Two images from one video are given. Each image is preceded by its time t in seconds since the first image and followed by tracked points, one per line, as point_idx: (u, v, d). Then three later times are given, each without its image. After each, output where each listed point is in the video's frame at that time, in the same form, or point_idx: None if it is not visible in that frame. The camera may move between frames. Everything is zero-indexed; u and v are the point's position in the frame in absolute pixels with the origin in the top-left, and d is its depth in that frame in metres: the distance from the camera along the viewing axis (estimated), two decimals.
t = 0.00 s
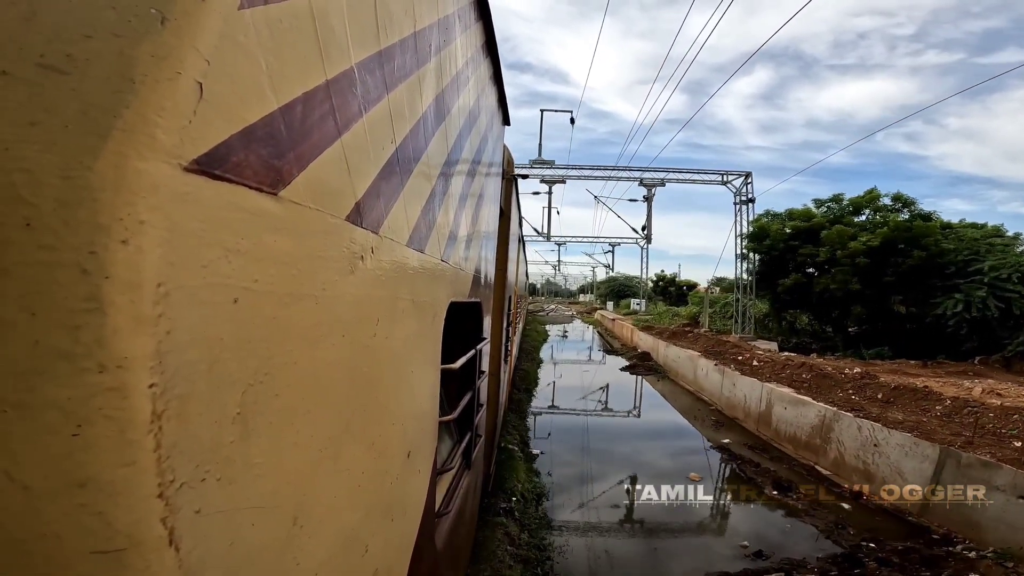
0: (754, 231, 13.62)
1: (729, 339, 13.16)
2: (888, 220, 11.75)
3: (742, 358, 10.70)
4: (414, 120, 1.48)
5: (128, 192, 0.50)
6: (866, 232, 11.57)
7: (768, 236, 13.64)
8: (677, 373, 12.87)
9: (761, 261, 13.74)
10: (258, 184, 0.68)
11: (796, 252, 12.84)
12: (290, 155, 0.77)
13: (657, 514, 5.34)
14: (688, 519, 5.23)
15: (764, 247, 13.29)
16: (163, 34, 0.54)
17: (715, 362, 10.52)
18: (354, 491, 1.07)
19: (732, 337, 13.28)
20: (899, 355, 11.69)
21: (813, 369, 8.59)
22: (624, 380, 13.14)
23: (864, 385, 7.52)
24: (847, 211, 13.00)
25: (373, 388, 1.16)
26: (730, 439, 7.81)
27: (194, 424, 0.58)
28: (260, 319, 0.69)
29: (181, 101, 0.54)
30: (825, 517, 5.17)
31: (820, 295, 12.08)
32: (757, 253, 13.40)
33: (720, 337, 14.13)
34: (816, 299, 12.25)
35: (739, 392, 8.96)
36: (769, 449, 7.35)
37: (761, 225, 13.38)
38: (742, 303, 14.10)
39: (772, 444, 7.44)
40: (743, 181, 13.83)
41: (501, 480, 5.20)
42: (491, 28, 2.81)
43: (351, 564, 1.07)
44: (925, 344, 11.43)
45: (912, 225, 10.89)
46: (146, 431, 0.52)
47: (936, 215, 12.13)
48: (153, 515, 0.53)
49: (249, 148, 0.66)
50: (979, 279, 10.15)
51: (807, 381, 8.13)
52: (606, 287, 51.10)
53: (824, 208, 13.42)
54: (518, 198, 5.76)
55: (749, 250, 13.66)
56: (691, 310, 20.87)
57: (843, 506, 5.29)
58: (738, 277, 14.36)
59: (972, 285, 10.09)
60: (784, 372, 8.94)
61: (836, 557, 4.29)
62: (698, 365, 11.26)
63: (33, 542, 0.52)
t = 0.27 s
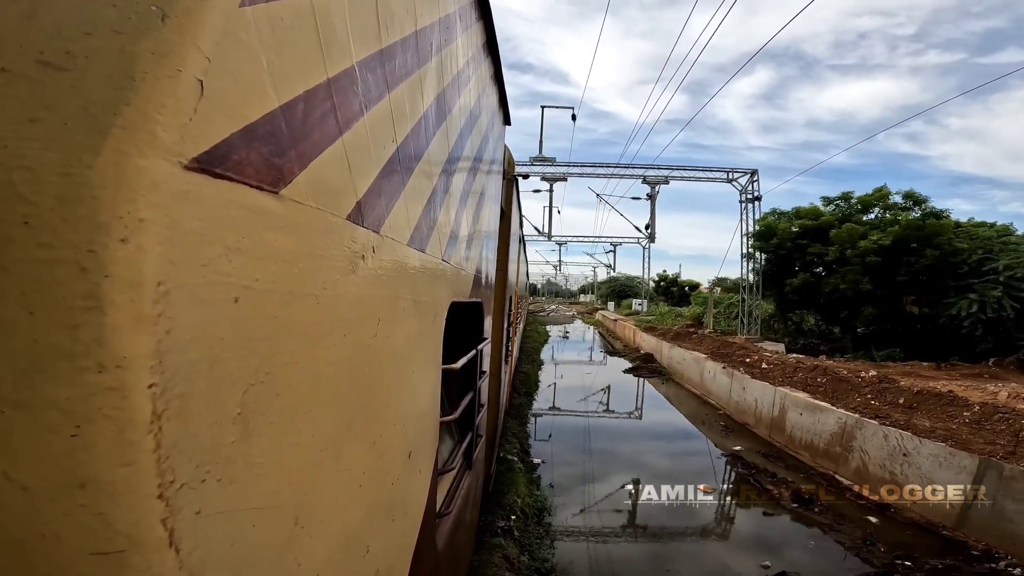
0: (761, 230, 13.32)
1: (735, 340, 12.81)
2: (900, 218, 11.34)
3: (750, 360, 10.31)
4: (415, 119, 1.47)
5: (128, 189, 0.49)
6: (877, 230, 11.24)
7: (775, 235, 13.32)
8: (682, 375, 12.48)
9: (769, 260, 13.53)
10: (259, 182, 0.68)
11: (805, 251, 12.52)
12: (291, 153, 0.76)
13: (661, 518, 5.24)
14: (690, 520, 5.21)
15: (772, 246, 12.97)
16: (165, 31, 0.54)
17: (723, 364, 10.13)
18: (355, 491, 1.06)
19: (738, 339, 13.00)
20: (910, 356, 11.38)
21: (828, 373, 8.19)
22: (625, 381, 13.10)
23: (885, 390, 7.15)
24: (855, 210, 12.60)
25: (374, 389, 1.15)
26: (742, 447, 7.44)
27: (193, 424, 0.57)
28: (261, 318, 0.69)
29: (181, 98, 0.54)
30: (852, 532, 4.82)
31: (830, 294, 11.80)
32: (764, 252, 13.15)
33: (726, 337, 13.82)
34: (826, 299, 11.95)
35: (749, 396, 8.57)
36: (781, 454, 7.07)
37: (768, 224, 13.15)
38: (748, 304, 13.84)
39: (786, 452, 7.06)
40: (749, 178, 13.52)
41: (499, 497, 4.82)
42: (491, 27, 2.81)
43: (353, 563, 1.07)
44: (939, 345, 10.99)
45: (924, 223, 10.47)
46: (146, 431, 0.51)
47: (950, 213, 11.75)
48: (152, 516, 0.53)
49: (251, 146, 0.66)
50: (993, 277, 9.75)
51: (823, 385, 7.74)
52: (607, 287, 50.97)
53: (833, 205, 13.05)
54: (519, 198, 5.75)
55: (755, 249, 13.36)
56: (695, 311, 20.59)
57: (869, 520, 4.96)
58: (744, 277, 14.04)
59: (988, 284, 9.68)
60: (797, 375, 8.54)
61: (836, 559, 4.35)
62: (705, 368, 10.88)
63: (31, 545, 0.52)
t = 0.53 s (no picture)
0: (769, 228, 12.95)
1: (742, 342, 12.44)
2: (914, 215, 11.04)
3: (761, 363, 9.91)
4: (414, 117, 1.47)
5: (122, 182, 0.50)
6: (890, 228, 10.90)
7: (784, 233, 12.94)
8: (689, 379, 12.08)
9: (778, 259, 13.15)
10: (256, 176, 0.68)
11: (815, 250, 12.15)
12: (288, 148, 0.76)
13: (665, 523, 5.14)
14: (694, 523, 5.17)
15: (781, 245, 12.58)
16: (161, 25, 0.54)
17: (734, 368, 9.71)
18: (353, 488, 1.06)
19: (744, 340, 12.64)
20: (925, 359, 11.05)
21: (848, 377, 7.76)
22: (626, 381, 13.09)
23: (909, 396, 6.75)
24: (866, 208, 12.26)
25: (373, 386, 1.16)
26: (758, 456, 7.06)
27: (187, 416, 0.57)
28: (258, 312, 0.69)
29: (178, 92, 0.54)
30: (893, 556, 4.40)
31: (841, 295, 11.46)
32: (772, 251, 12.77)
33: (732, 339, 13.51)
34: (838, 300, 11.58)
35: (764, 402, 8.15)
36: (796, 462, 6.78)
37: (776, 222, 12.75)
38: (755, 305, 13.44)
39: (807, 462, 6.65)
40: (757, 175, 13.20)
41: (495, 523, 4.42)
42: (492, 28, 2.82)
43: (351, 559, 1.07)
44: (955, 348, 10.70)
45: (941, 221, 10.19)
46: (140, 423, 0.52)
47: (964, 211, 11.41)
48: (146, 509, 0.53)
49: (247, 140, 0.66)
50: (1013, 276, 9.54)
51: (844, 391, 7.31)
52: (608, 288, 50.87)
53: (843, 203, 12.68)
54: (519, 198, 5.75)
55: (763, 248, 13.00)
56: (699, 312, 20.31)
57: (908, 539, 4.60)
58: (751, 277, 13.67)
59: (1007, 285, 9.46)
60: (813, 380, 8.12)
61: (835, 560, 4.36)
62: (713, 371, 10.48)
63: (26, 536, 0.52)
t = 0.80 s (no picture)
0: (777, 227, 12.76)
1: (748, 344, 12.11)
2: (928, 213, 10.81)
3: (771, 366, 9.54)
4: (414, 118, 1.47)
5: (122, 185, 0.50)
6: (903, 227, 10.65)
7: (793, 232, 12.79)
8: (696, 383, 11.69)
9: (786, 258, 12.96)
10: (256, 179, 0.67)
11: (825, 249, 11.93)
12: (288, 150, 0.76)
13: (669, 528, 5.04)
14: (697, 525, 5.11)
15: (790, 243, 12.39)
16: (161, 27, 0.54)
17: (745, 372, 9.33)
18: (353, 489, 1.06)
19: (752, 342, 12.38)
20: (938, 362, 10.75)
21: (867, 382, 7.41)
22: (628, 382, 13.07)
23: (934, 401, 6.41)
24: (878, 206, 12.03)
25: (373, 387, 1.15)
26: (773, 465, 6.73)
27: (188, 419, 0.57)
28: (258, 314, 0.69)
29: (178, 94, 0.54)
30: None
31: (852, 295, 11.23)
32: (781, 250, 12.60)
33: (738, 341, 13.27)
34: (848, 301, 11.35)
35: (778, 408, 7.77)
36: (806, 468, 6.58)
37: (786, 220, 12.57)
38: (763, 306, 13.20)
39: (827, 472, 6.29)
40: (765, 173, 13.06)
41: (493, 547, 3.96)
42: (492, 28, 2.82)
43: (351, 561, 1.07)
44: (971, 350, 10.36)
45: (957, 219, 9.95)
46: (140, 426, 0.51)
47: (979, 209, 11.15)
48: (147, 512, 0.53)
49: (247, 142, 0.66)
50: None
51: (864, 398, 6.97)
52: (610, 288, 50.78)
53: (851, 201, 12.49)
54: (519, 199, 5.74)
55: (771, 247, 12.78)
56: (702, 312, 20.06)
57: (949, 557, 4.26)
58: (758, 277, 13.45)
59: None
60: (828, 385, 7.78)
61: (833, 559, 4.36)
62: (722, 375, 10.11)
63: (26, 538, 0.52)
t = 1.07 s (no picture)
0: (785, 227, 12.81)
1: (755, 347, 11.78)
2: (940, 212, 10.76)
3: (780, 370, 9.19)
4: (414, 118, 1.47)
5: (122, 185, 0.50)
6: (915, 226, 10.61)
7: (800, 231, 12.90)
8: (701, 386, 11.34)
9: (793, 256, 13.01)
10: (256, 179, 0.67)
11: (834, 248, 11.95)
12: (288, 150, 0.76)
13: (671, 531, 4.95)
14: (700, 527, 5.05)
15: (798, 242, 12.46)
16: (161, 28, 0.54)
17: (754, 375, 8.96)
18: (352, 489, 1.06)
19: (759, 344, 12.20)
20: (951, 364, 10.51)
21: (885, 386, 7.10)
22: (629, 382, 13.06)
23: (958, 407, 6.10)
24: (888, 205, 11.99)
25: (373, 388, 1.15)
26: (787, 473, 6.43)
27: (188, 419, 0.57)
28: (258, 314, 0.69)
29: (178, 94, 0.54)
30: None
31: (863, 296, 11.18)
32: (789, 249, 12.61)
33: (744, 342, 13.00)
34: (859, 301, 11.29)
35: (790, 413, 7.41)
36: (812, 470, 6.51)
37: (794, 219, 12.59)
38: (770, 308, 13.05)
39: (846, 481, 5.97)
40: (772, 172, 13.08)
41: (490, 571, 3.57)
42: (492, 28, 2.82)
43: (351, 561, 1.07)
44: (984, 351, 10.12)
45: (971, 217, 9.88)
46: (140, 426, 0.51)
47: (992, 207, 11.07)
48: (147, 512, 0.53)
49: (247, 142, 0.66)
50: None
51: (883, 402, 6.62)
52: (611, 289, 50.77)
53: (861, 200, 12.50)
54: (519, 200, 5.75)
55: (778, 247, 12.81)
56: (705, 313, 19.88)
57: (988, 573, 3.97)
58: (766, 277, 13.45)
59: None
60: (842, 389, 7.46)
61: (834, 560, 4.37)
62: (729, 378, 9.80)
63: (27, 538, 0.52)
